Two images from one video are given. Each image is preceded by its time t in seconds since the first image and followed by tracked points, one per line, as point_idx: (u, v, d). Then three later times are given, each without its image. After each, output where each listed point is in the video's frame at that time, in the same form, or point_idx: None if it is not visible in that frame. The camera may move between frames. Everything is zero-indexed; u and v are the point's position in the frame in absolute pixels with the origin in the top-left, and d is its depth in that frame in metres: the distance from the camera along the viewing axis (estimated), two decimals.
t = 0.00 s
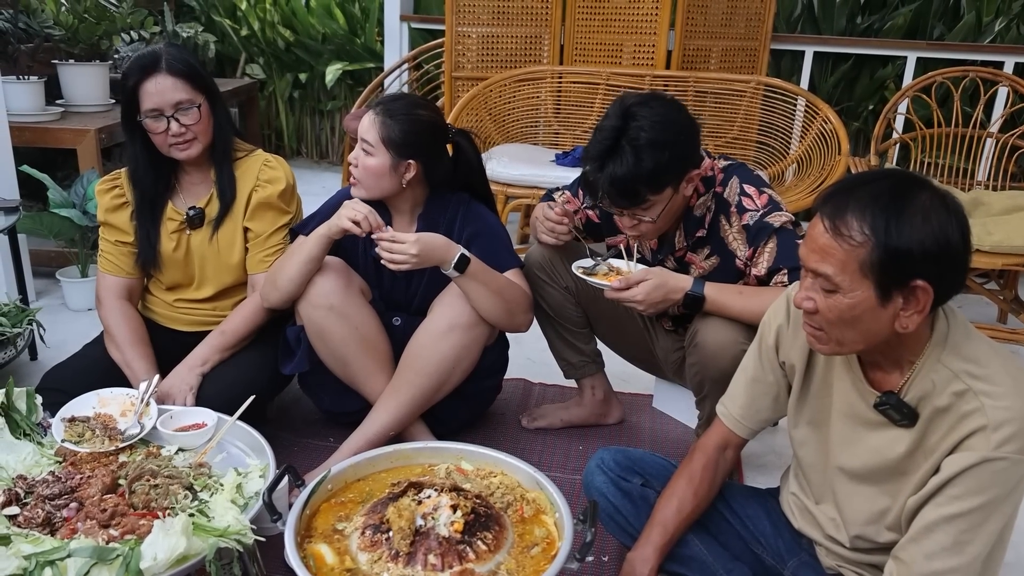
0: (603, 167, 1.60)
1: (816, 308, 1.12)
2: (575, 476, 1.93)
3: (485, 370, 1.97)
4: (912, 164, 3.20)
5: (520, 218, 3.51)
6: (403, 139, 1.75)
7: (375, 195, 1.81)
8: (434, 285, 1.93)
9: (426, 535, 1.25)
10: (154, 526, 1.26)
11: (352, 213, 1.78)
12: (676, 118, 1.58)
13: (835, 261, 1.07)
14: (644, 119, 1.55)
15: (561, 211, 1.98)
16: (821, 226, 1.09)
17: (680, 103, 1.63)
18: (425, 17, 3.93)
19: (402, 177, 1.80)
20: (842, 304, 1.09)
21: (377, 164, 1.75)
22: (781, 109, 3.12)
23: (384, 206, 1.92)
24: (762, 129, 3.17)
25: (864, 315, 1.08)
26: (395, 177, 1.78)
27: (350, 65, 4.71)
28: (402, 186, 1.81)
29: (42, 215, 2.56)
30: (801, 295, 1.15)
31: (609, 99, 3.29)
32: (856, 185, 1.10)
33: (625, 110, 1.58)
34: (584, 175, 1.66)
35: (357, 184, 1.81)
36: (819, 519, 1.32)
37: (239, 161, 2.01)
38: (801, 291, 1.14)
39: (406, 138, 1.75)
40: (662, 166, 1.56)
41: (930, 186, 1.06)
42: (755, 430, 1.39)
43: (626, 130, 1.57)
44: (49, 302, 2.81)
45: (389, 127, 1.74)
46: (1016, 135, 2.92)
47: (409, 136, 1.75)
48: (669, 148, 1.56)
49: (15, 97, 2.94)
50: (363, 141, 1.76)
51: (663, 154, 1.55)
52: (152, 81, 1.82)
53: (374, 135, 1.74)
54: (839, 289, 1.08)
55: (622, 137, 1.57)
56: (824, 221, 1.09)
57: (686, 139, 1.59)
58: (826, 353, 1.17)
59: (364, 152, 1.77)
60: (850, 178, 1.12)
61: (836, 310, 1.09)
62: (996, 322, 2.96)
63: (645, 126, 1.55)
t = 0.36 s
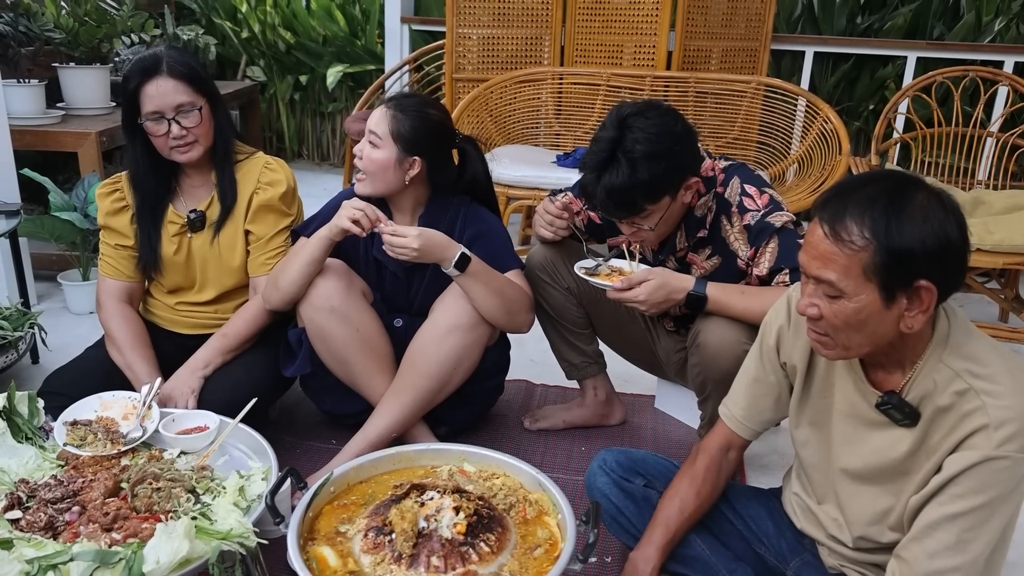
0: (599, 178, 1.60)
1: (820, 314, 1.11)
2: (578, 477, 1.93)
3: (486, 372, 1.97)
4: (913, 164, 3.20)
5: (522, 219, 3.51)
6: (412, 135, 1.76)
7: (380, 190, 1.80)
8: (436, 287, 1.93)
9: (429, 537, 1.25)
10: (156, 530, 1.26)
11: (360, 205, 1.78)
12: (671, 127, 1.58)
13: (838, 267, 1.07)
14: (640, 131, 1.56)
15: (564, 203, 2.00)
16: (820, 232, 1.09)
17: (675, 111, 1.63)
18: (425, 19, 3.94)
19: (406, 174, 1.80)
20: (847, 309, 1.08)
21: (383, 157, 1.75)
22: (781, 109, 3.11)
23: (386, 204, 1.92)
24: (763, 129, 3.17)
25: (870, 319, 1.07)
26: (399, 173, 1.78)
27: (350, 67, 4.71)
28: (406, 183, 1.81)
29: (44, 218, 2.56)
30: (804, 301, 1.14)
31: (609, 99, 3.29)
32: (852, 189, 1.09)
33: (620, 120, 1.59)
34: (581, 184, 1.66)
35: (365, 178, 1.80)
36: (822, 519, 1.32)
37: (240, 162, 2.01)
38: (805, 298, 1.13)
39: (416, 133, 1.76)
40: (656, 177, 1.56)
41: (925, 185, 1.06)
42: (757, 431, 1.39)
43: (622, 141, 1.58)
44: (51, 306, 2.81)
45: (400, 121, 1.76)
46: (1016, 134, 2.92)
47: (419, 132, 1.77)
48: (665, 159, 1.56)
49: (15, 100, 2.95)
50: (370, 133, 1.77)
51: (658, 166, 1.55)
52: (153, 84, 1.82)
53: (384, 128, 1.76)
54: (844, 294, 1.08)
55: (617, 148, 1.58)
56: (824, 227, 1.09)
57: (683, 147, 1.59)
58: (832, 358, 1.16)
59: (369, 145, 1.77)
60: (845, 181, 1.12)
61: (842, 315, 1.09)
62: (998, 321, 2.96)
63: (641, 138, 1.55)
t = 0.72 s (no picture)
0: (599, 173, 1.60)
1: (830, 320, 1.11)
2: (580, 477, 1.93)
3: (489, 372, 1.97)
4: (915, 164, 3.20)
5: (523, 220, 3.52)
6: (409, 138, 1.76)
7: (382, 194, 1.81)
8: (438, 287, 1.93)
9: (432, 537, 1.25)
10: (160, 530, 1.26)
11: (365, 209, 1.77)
12: (673, 123, 1.58)
13: (847, 272, 1.07)
14: (642, 125, 1.56)
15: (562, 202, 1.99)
16: (828, 238, 1.08)
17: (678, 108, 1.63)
18: (426, 20, 3.94)
19: (406, 177, 1.80)
20: (858, 314, 1.08)
21: (381, 162, 1.76)
22: (783, 109, 3.12)
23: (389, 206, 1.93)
24: (764, 129, 3.18)
25: (881, 322, 1.07)
26: (399, 176, 1.79)
27: (352, 68, 4.71)
28: (406, 186, 1.82)
29: (46, 220, 2.56)
30: (812, 308, 1.13)
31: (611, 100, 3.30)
32: (857, 194, 1.09)
33: (623, 115, 1.59)
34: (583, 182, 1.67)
35: (365, 183, 1.81)
36: (824, 518, 1.32)
37: (242, 163, 2.02)
38: (813, 304, 1.12)
39: (411, 137, 1.76)
40: (659, 172, 1.56)
41: (929, 185, 1.06)
42: (762, 432, 1.39)
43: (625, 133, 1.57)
44: (54, 308, 2.82)
45: (396, 125, 1.76)
46: (1019, 133, 2.92)
47: (415, 135, 1.76)
48: (667, 154, 1.56)
49: (16, 102, 2.97)
50: (370, 138, 1.77)
51: (661, 160, 1.56)
52: (158, 75, 1.84)
53: (379, 134, 1.76)
54: (855, 299, 1.07)
55: (620, 142, 1.58)
56: (832, 233, 1.08)
57: (684, 144, 1.59)
58: (842, 362, 1.16)
59: (370, 151, 1.77)
60: (847, 186, 1.12)
61: (853, 320, 1.08)
62: (1000, 321, 2.96)
63: (643, 133, 1.55)
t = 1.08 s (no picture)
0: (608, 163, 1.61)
1: (842, 327, 1.10)
2: (584, 476, 1.93)
3: (491, 372, 1.97)
4: (916, 160, 3.20)
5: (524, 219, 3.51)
6: (410, 138, 1.76)
7: (386, 195, 1.81)
8: (440, 287, 1.93)
9: (436, 536, 1.25)
10: (164, 532, 1.26)
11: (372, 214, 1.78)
12: (680, 112, 1.58)
13: (859, 280, 1.06)
14: (649, 112, 1.56)
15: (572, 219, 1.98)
16: (835, 244, 1.08)
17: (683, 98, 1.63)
18: (426, 20, 3.94)
19: (410, 176, 1.80)
20: (872, 319, 1.08)
21: (385, 163, 1.76)
22: (784, 106, 3.11)
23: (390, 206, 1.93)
24: (765, 127, 3.17)
25: (894, 327, 1.07)
26: (403, 177, 1.79)
27: (352, 69, 4.71)
28: (410, 186, 1.82)
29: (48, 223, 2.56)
30: (822, 316, 1.12)
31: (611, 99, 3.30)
32: (862, 198, 1.09)
33: (629, 106, 1.59)
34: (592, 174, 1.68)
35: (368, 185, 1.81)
36: (828, 516, 1.32)
37: (243, 162, 2.03)
38: (823, 312, 1.12)
39: (412, 135, 1.76)
40: (669, 160, 1.55)
41: (932, 185, 1.06)
42: (765, 429, 1.39)
43: (634, 117, 1.58)
44: (56, 311, 2.82)
45: (397, 125, 1.76)
46: (1020, 129, 2.91)
47: (416, 134, 1.76)
48: (676, 141, 1.56)
49: (15, 107, 2.97)
50: (370, 139, 1.77)
51: (671, 147, 1.55)
52: (180, 82, 1.85)
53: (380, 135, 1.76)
54: (867, 306, 1.07)
55: (627, 131, 1.58)
56: (840, 240, 1.07)
57: (691, 132, 1.59)
58: (853, 365, 1.16)
59: (371, 151, 1.77)
60: (849, 191, 1.11)
61: (866, 326, 1.08)
62: (1002, 316, 2.96)
63: (651, 120, 1.55)
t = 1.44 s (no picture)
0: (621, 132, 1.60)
1: (836, 322, 1.10)
2: (586, 471, 1.93)
3: (491, 369, 1.96)
4: (912, 149, 3.21)
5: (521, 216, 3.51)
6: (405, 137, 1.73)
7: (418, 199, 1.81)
8: (438, 286, 1.93)
9: (440, 533, 1.25)
10: (168, 536, 1.25)
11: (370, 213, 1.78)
12: (700, 81, 1.59)
13: (852, 275, 1.06)
14: (668, 77, 1.56)
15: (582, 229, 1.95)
16: (825, 240, 1.07)
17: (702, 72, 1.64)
18: (419, 19, 3.94)
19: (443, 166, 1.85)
20: (866, 313, 1.07)
21: (429, 164, 1.77)
22: (780, 99, 3.12)
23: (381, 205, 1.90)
24: (761, 118, 3.16)
25: (887, 320, 1.07)
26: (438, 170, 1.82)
27: (345, 68, 4.70)
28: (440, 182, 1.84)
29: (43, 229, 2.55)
30: (815, 311, 1.12)
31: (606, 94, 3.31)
32: (849, 193, 1.08)
33: (648, 70, 1.59)
34: (607, 137, 1.67)
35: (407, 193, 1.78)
36: (831, 506, 1.32)
37: (241, 165, 2.02)
38: (817, 307, 1.11)
39: (445, 132, 1.78)
40: (687, 127, 1.56)
41: (917, 175, 1.06)
42: (761, 427, 1.37)
43: (652, 79, 1.58)
44: (53, 317, 2.81)
45: (398, 122, 1.73)
46: (1014, 116, 2.92)
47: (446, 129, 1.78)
48: (694, 107, 1.56)
49: (7, 112, 2.94)
50: (414, 146, 1.74)
51: (690, 113, 1.56)
52: (173, 83, 1.83)
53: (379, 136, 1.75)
54: (860, 300, 1.07)
55: (645, 96, 1.57)
56: (829, 236, 1.07)
57: (710, 102, 1.59)
58: (848, 359, 1.16)
59: (413, 158, 1.76)
60: (835, 186, 1.11)
61: (861, 320, 1.08)
62: (1000, 304, 2.96)
63: (669, 84, 1.55)
